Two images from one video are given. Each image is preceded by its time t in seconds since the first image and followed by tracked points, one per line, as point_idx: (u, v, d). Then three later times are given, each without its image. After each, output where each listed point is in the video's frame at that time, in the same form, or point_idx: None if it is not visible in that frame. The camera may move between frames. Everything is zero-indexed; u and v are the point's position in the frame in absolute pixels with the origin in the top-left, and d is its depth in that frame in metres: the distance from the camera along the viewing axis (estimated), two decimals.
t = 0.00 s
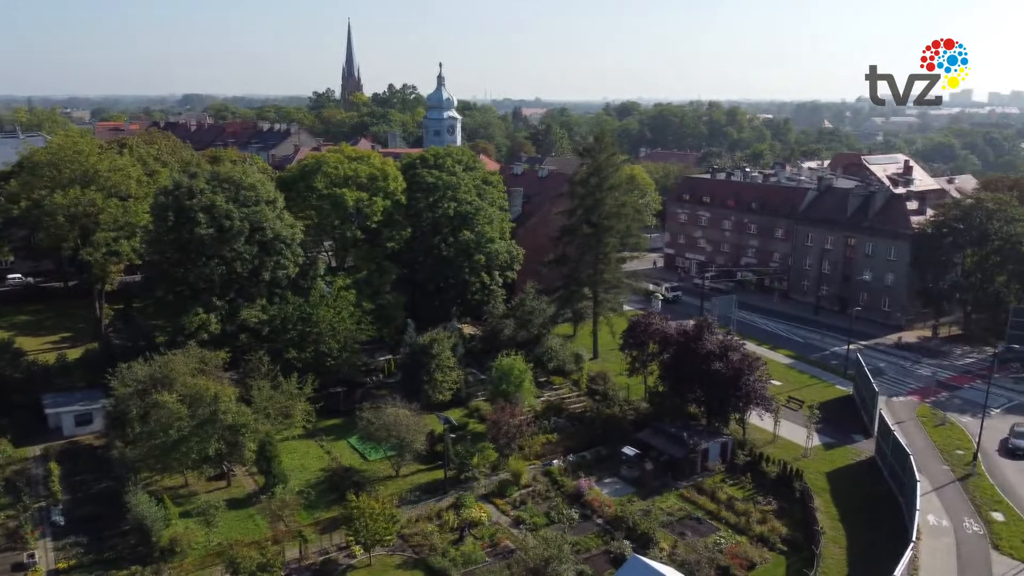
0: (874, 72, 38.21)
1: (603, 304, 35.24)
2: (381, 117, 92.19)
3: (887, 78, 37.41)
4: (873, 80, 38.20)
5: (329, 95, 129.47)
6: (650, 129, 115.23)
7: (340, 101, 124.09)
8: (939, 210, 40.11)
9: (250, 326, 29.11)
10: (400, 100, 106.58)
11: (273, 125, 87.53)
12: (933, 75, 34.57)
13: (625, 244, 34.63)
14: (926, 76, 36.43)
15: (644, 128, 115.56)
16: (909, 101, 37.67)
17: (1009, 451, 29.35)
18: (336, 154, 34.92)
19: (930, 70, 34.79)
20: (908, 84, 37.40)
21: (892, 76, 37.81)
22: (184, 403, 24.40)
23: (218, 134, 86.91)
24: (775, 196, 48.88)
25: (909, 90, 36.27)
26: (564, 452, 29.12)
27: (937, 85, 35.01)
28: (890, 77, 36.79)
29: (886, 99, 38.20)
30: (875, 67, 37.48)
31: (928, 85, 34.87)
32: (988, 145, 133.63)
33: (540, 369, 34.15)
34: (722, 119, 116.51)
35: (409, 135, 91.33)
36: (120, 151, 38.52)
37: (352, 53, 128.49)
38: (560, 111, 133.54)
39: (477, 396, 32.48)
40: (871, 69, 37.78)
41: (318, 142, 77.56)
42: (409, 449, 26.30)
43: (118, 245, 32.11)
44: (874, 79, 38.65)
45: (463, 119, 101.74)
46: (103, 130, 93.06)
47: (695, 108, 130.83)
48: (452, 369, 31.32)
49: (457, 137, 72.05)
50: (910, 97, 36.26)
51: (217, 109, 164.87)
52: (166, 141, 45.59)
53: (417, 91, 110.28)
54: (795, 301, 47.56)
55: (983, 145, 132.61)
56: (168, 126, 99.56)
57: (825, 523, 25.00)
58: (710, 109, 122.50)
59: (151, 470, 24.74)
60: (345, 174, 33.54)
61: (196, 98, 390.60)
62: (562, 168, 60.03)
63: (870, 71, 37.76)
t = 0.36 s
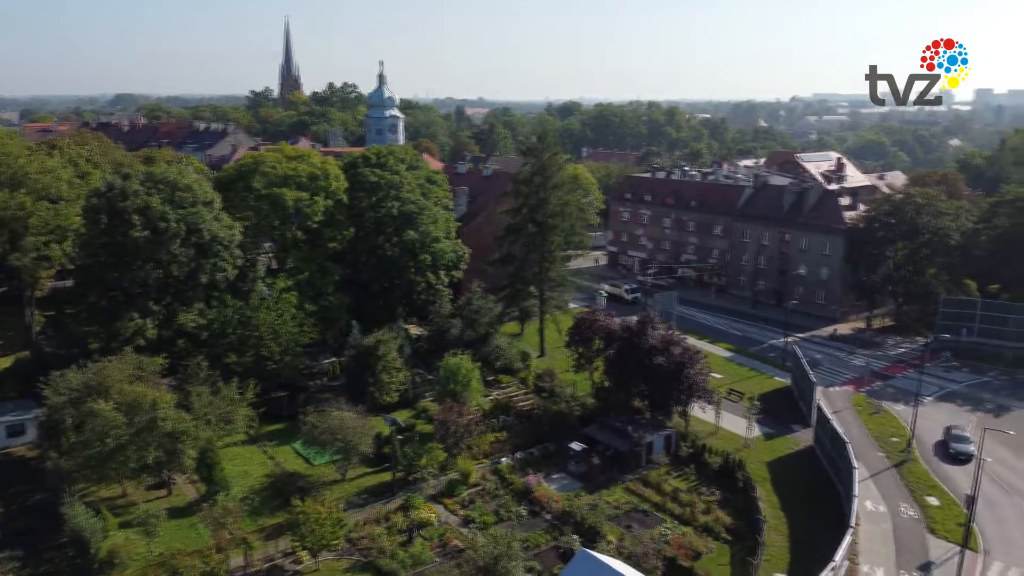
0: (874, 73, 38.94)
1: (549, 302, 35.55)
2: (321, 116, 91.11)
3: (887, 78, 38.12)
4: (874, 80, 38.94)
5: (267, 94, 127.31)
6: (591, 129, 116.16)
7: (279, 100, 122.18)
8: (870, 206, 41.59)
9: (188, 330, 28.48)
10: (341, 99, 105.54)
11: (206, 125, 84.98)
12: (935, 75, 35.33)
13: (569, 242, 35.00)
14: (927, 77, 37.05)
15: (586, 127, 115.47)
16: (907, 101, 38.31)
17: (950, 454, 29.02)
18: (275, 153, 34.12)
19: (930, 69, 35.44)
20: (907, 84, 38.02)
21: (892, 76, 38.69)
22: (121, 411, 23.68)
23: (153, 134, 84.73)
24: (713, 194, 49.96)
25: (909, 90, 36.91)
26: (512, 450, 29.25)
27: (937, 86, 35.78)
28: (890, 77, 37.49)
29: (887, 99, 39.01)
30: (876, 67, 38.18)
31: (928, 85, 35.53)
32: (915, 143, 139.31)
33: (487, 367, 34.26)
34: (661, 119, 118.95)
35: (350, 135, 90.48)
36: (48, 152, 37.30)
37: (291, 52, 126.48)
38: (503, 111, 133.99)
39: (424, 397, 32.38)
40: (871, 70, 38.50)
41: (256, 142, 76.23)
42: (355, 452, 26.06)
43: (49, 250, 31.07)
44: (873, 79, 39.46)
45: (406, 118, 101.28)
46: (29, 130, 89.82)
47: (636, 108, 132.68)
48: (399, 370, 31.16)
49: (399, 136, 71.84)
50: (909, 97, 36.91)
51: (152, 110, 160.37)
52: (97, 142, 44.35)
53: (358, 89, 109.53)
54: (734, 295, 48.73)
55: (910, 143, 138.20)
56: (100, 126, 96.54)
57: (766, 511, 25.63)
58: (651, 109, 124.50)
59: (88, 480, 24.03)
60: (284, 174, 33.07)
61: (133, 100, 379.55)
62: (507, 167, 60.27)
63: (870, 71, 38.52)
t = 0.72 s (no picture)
0: (874, 72, 39.30)
1: (496, 301, 35.72)
2: (259, 116, 89.45)
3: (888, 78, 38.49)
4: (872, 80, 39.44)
5: (204, 94, 124.52)
6: (534, 129, 116.65)
7: (215, 100, 119.49)
8: (804, 203, 43.05)
9: (123, 336, 27.73)
10: (280, 98, 103.87)
11: (140, 125, 83.01)
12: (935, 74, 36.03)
13: (515, 241, 35.22)
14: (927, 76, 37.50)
15: (529, 128, 116.47)
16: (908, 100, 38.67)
17: (899, 463, 28.38)
18: (212, 154, 34.09)
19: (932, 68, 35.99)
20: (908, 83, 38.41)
21: (892, 76, 39.58)
22: (55, 421, 22.71)
23: (84, 135, 81.92)
24: (654, 192, 50.85)
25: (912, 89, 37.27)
26: (461, 450, 29.27)
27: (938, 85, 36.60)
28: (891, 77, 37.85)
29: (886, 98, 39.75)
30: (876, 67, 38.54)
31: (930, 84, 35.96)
32: (847, 141, 144.32)
33: (435, 368, 34.17)
34: (603, 119, 120.68)
35: (290, 134, 89.01)
36: None
37: (227, 51, 123.82)
38: (446, 111, 133.69)
39: (371, 399, 32.09)
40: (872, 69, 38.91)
41: (192, 142, 74.32)
42: (300, 457, 25.71)
43: None
44: (873, 78, 40.17)
45: (348, 117, 100.21)
46: None
47: (578, 108, 134.12)
48: (344, 373, 30.81)
49: (341, 135, 71.10)
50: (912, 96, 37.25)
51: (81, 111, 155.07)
52: (24, 143, 42.78)
53: (296, 88, 108.06)
54: (676, 292, 49.71)
55: (843, 142, 143.19)
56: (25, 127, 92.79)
57: (711, 502, 26.18)
58: (593, 110, 126.10)
59: (21, 494, 23.08)
60: (222, 174, 32.81)
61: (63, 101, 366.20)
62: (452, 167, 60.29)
63: (871, 71, 38.98)
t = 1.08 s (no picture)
0: (874, 72, 40.53)
1: (443, 301, 35.64)
2: (196, 116, 87.26)
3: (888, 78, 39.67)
4: (874, 80, 40.70)
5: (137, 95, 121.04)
6: (479, 129, 116.55)
7: (150, 100, 116.16)
8: (741, 201, 44.22)
9: (57, 344, 26.83)
10: (217, 98, 101.70)
11: (71, 125, 82.21)
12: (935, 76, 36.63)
13: (462, 241, 35.19)
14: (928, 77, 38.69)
15: (473, 127, 116.15)
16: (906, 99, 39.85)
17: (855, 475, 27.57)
18: (147, 154, 32.86)
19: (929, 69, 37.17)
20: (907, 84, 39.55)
21: (892, 76, 40.66)
22: None
23: (9, 136, 78.60)
24: (597, 192, 51.48)
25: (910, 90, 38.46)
26: (410, 451, 29.10)
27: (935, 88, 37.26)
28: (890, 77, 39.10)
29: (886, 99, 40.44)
30: (875, 67, 39.77)
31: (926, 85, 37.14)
32: (783, 141, 148.60)
33: (382, 370, 33.91)
34: (547, 119, 121.60)
35: (228, 134, 87.00)
36: None
37: (162, 49, 120.28)
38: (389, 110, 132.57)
39: (317, 403, 31.63)
40: (873, 70, 40.18)
41: (126, 143, 72.10)
42: (244, 464, 25.20)
43: None
44: (873, 78, 41.05)
45: (289, 117, 98.59)
46: None
47: (522, 108, 134.68)
48: (287, 378, 30.36)
49: (280, 135, 69.93)
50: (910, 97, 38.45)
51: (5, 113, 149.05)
52: None
53: (235, 87, 106.02)
54: (620, 289, 50.45)
55: (779, 142, 147.53)
56: None
57: (658, 495, 26.66)
58: (536, 111, 126.91)
59: None
60: (157, 175, 31.56)
61: None
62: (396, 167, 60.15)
63: (871, 71, 40.27)
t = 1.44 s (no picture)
0: (872, 73, 39.98)
1: (388, 303, 35.34)
2: (129, 116, 84.62)
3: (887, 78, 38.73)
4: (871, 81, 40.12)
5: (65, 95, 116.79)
6: (422, 129, 115.84)
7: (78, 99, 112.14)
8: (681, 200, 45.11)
9: None
10: (149, 98, 98.84)
11: None
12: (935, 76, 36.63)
13: (406, 241, 34.94)
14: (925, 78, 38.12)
15: (416, 127, 115.07)
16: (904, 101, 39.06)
17: (807, 490, 26.47)
18: (77, 156, 32.26)
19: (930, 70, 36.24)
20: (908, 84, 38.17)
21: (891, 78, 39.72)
22: None
23: None
24: (541, 191, 51.70)
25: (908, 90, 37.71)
26: (357, 456, 28.76)
27: (937, 86, 37.18)
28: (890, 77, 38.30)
29: (886, 98, 40.40)
30: (874, 67, 38.86)
31: (929, 85, 36.31)
32: (720, 141, 152.21)
33: (326, 374, 33.48)
34: (490, 119, 121.67)
35: (162, 134, 84.41)
36: None
37: (91, 46, 116.24)
38: (330, 109, 130.79)
39: (259, 410, 31.08)
40: (871, 69, 39.74)
41: (53, 145, 69.38)
42: (184, 474, 24.54)
43: None
44: (872, 78, 40.69)
45: (226, 117, 96.40)
46: None
47: (465, 108, 134.54)
48: (229, 384, 29.71)
49: (217, 135, 68.35)
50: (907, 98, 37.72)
51: None
52: None
53: (170, 87, 103.29)
54: (566, 288, 50.87)
55: (717, 142, 151.08)
56: None
57: (606, 491, 26.95)
58: (480, 111, 126.94)
59: None
60: (88, 179, 31.02)
61: None
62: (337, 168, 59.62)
63: (870, 70, 39.86)
